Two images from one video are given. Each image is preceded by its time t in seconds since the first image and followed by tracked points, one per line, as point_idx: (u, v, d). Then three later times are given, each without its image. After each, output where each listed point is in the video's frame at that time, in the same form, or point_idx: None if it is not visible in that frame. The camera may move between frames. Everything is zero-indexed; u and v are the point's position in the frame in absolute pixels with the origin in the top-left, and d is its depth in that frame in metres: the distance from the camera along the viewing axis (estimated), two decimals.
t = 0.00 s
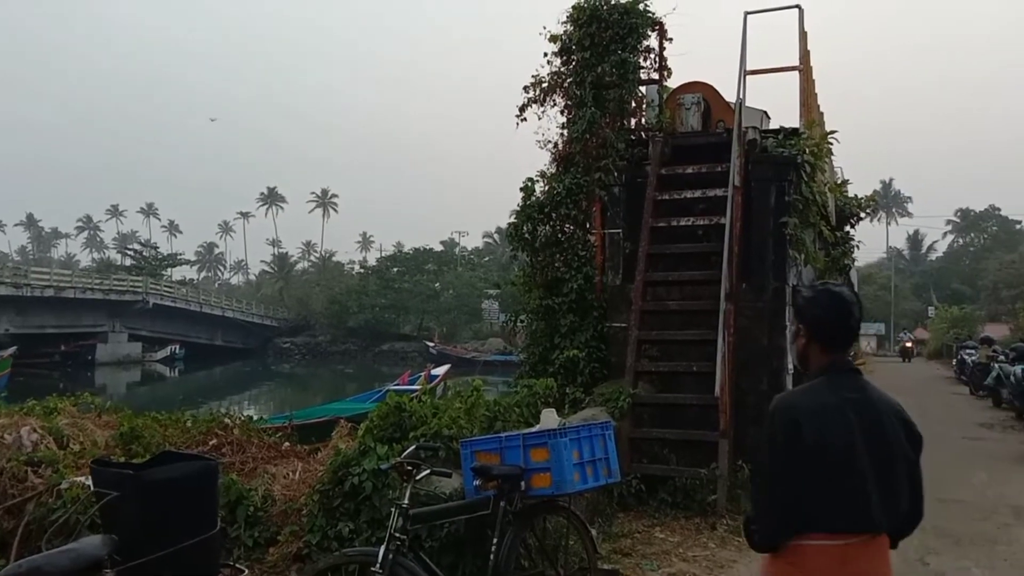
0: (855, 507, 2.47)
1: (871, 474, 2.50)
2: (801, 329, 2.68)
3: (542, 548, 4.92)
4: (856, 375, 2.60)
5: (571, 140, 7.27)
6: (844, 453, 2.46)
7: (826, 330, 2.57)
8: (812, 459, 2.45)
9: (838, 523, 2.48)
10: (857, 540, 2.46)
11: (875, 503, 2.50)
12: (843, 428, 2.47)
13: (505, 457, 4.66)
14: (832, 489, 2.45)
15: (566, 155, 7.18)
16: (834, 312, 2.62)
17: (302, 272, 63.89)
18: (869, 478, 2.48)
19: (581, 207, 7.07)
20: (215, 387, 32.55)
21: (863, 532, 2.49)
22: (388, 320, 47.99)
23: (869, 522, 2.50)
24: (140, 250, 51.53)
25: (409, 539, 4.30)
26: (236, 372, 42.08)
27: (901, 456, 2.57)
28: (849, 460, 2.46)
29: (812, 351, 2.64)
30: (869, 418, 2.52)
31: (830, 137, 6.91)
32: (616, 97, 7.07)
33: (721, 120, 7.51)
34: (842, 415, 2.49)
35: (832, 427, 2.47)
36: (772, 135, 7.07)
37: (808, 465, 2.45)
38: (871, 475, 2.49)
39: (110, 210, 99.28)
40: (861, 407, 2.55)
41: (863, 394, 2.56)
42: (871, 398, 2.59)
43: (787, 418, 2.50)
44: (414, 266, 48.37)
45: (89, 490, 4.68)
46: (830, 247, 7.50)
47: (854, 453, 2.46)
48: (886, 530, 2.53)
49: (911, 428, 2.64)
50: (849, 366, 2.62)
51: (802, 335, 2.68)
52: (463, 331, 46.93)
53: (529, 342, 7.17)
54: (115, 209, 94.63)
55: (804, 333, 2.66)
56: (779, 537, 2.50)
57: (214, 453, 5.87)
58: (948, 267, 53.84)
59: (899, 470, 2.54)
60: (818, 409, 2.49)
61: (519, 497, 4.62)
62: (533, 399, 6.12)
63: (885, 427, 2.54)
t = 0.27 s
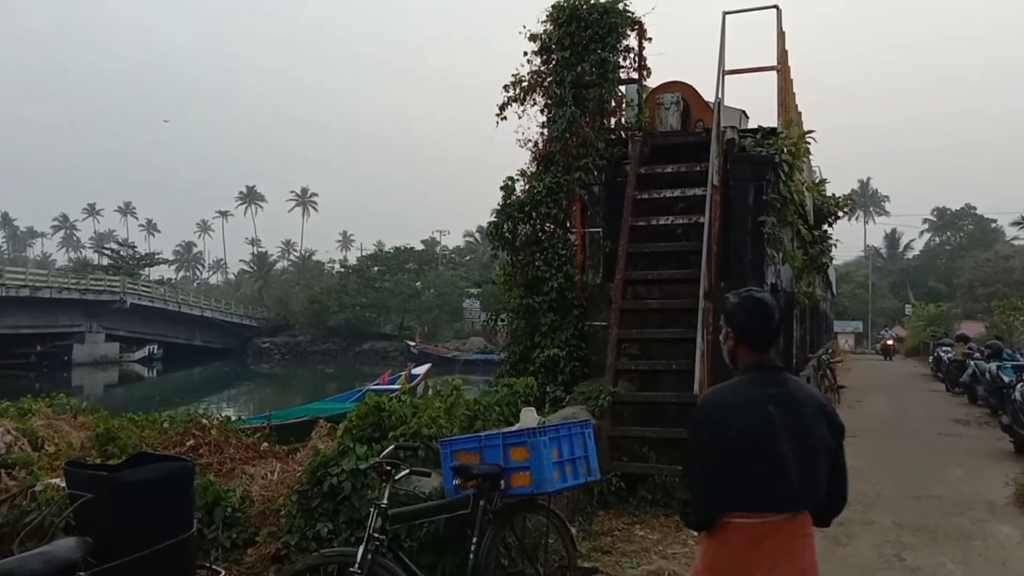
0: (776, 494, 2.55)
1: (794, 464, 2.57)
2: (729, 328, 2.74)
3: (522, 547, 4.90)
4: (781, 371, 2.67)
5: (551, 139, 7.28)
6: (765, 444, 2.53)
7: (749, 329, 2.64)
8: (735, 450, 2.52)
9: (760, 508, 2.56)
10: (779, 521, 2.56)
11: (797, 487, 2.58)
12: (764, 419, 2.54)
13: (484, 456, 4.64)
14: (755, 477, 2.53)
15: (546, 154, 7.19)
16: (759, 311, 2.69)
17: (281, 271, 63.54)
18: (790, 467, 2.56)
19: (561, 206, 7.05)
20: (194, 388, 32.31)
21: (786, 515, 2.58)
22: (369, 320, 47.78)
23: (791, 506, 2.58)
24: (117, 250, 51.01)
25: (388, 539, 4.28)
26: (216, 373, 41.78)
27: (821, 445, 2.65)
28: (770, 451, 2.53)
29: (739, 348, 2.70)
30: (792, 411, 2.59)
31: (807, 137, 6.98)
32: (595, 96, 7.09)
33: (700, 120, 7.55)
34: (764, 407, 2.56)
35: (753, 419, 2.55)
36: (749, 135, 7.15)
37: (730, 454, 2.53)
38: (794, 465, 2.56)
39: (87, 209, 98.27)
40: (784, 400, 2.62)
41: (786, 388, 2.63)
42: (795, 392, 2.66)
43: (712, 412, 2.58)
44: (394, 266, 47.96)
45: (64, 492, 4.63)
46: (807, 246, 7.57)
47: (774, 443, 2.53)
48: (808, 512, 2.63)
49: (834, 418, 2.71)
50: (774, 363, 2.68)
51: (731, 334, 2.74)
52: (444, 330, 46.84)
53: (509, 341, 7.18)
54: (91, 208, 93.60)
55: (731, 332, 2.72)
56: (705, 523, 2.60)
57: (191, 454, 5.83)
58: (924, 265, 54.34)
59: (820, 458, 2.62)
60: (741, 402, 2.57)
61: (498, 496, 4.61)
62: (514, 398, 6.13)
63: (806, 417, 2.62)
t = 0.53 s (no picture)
0: (702, 489, 2.68)
1: (719, 462, 2.69)
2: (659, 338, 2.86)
3: (502, 545, 4.88)
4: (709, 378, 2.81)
5: (532, 137, 7.28)
6: (688, 443, 2.67)
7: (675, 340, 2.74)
8: (660, 449, 2.67)
9: (686, 500, 2.70)
10: (707, 513, 2.69)
11: (721, 484, 2.71)
12: (687, 420, 2.68)
13: (464, 453, 4.60)
14: (679, 474, 2.67)
15: (527, 152, 7.19)
16: (685, 320, 2.81)
17: (261, 269, 63.22)
18: (714, 466, 2.69)
19: (542, 204, 7.08)
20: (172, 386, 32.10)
21: (712, 507, 2.71)
22: (350, 317, 47.66)
23: (716, 500, 2.72)
24: (94, 246, 50.54)
25: (367, 538, 4.26)
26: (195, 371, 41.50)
27: (745, 445, 2.77)
28: (693, 449, 2.67)
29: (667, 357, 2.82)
30: (715, 413, 2.72)
31: (786, 136, 7.02)
32: (576, 94, 7.10)
33: (681, 118, 7.57)
34: (687, 410, 2.70)
35: (677, 420, 2.69)
36: (729, 133, 7.17)
37: (655, 453, 2.67)
38: (718, 463, 2.69)
39: (64, 205, 97.27)
40: (709, 403, 2.75)
41: (710, 393, 2.76)
42: (722, 396, 2.78)
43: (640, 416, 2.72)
44: (376, 261, 48.01)
45: (38, 491, 4.59)
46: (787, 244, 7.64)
47: (697, 442, 2.67)
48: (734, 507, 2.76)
49: (760, 420, 2.84)
50: (700, 370, 2.81)
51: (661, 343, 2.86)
52: (426, 328, 46.76)
53: (490, 338, 7.19)
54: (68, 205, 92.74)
55: (661, 342, 2.85)
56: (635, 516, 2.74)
57: (168, 453, 5.80)
58: (902, 263, 54.85)
59: (743, 456, 2.74)
60: (666, 406, 2.70)
61: (478, 494, 4.58)
62: (494, 396, 6.13)
63: (729, 419, 2.75)
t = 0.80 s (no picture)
0: (651, 469, 3.02)
1: (667, 447, 3.03)
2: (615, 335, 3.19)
3: (483, 546, 4.84)
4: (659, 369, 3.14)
5: (513, 138, 7.29)
6: (638, 429, 3.02)
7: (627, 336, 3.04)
8: (613, 434, 3.02)
9: (639, 480, 3.04)
10: (657, 492, 3.01)
11: (670, 466, 3.04)
12: (638, 408, 3.02)
13: (443, 454, 4.55)
14: (631, 456, 3.02)
15: (508, 152, 7.19)
16: (637, 318, 3.14)
17: (240, 268, 62.80)
18: (663, 450, 3.02)
19: (523, 204, 7.07)
20: (149, 387, 31.83)
21: (664, 487, 3.03)
22: (330, 317, 47.47)
23: (667, 480, 3.05)
24: (71, 246, 49.97)
25: (345, 539, 4.21)
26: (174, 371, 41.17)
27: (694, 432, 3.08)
28: (643, 434, 3.01)
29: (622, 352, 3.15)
30: (664, 400, 3.05)
31: (765, 138, 7.06)
32: (557, 95, 7.12)
33: (661, 120, 7.60)
34: (638, 398, 3.03)
35: (629, 408, 3.03)
36: (709, 135, 7.19)
37: (610, 438, 3.02)
38: (666, 446, 3.02)
39: (40, 204, 96.17)
40: (659, 392, 3.08)
41: (661, 384, 3.08)
42: (672, 385, 3.11)
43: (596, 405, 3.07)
44: (357, 261, 47.80)
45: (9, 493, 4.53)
46: (765, 245, 7.70)
47: (646, 429, 3.01)
48: (685, 487, 3.08)
49: (710, 408, 3.15)
50: (653, 362, 3.13)
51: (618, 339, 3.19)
52: (408, 328, 46.64)
53: (471, 339, 7.19)
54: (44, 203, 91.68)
55: (617, 337, 3.18)
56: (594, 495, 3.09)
57: (144, 455, 5.75)
58: (880, 264, 55.34)
59: (691, 441, 3.07)
60: (618, 394, 3.04)
61: (457, 495, 4.53)
62: (474, 397, 6.14)
63: (678, 407, 3.07)
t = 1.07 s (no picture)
0: (624, 470, 3.11)
1: (641, 450, 3.12)
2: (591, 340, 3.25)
3: (466, 542, 4.84)
4: (634, 374, 3.22)
5: (497, 134, 7.29)
6: (612, 430, 3.10)
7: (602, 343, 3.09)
8: (588, 437, 3.10)
9: (613, 480, 3.13)
10: (629, 491, 3.10)
11: (641, 466, 3.13)
12: (612, 411, 3.11)
13: (426, 451, 4.52)
14: (605, 458, 3.11)
15: (492, 148, 7.18)
16: (613, 325, 3.21)
17: (222, 264, 62.40)
18: (634, 449, 3.11)
19: (507, 201, 7.11)
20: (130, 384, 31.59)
21: (634, 486, 3.12)
22: (313, 314, 47.27)
23: (638, 479, 3.13)
24: (50, 241, 49.47)
25: (327, 536, 4.20)
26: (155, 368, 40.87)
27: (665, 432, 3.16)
28: (616, 437, 3.10)
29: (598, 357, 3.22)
30: (637, 405, 3.14)
31: (747, 136, 7.11)
32: (541, 92, 7.12)
33: (644, 117, 7.62)
34: (613, 402, 3.12)
35: (605, 413, 3.11)
36: (692, 132, 7.26)
37: (586, 442, 3.10)
38: (639, 449, 3.11)
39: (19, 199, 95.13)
40: (633, 397, 3.16)
41: (634, 388, 3.17)
42: (645, 391, 3.20)
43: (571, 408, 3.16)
44: (339, 258, 47.57)
45: None
46: (747, 242, 7.75)
47: (620, 431, 3.09)
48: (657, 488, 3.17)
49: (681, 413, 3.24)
50: (627, 367, 3.21)
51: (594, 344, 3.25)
52: (391, 325, 46.48)
53: (454, 336, 7.19)
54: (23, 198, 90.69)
55: (593, 344, 3.25)
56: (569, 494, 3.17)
57: (124, 453, 5.72)
58: (861, 261, 55.73)
59: (661, 443, 3.15)
60: (594, 399, 3.12)
61: (440, 491, 4.51)
62: (457, 393, 6.13)
63: (651, 412, 3.16)
